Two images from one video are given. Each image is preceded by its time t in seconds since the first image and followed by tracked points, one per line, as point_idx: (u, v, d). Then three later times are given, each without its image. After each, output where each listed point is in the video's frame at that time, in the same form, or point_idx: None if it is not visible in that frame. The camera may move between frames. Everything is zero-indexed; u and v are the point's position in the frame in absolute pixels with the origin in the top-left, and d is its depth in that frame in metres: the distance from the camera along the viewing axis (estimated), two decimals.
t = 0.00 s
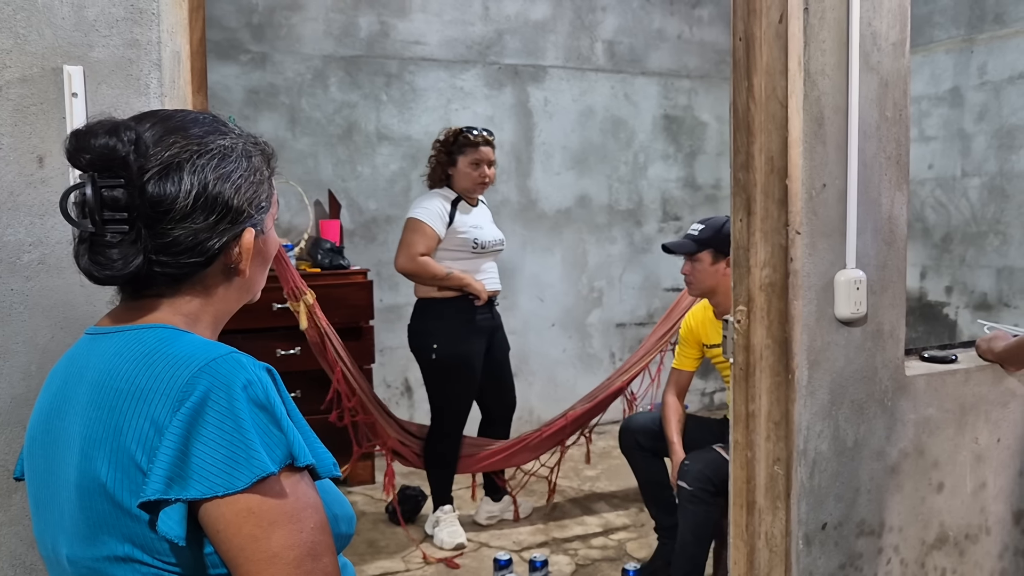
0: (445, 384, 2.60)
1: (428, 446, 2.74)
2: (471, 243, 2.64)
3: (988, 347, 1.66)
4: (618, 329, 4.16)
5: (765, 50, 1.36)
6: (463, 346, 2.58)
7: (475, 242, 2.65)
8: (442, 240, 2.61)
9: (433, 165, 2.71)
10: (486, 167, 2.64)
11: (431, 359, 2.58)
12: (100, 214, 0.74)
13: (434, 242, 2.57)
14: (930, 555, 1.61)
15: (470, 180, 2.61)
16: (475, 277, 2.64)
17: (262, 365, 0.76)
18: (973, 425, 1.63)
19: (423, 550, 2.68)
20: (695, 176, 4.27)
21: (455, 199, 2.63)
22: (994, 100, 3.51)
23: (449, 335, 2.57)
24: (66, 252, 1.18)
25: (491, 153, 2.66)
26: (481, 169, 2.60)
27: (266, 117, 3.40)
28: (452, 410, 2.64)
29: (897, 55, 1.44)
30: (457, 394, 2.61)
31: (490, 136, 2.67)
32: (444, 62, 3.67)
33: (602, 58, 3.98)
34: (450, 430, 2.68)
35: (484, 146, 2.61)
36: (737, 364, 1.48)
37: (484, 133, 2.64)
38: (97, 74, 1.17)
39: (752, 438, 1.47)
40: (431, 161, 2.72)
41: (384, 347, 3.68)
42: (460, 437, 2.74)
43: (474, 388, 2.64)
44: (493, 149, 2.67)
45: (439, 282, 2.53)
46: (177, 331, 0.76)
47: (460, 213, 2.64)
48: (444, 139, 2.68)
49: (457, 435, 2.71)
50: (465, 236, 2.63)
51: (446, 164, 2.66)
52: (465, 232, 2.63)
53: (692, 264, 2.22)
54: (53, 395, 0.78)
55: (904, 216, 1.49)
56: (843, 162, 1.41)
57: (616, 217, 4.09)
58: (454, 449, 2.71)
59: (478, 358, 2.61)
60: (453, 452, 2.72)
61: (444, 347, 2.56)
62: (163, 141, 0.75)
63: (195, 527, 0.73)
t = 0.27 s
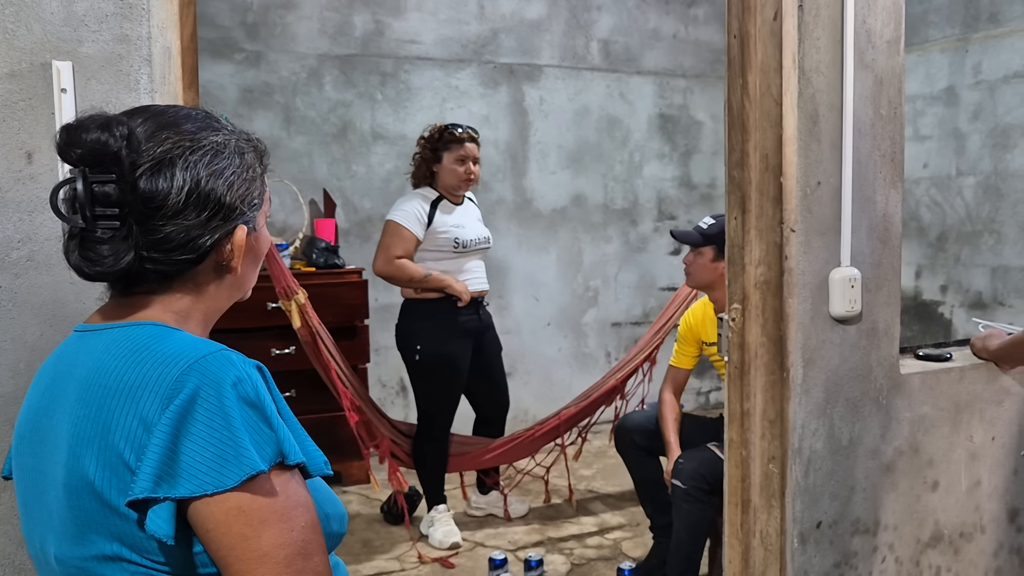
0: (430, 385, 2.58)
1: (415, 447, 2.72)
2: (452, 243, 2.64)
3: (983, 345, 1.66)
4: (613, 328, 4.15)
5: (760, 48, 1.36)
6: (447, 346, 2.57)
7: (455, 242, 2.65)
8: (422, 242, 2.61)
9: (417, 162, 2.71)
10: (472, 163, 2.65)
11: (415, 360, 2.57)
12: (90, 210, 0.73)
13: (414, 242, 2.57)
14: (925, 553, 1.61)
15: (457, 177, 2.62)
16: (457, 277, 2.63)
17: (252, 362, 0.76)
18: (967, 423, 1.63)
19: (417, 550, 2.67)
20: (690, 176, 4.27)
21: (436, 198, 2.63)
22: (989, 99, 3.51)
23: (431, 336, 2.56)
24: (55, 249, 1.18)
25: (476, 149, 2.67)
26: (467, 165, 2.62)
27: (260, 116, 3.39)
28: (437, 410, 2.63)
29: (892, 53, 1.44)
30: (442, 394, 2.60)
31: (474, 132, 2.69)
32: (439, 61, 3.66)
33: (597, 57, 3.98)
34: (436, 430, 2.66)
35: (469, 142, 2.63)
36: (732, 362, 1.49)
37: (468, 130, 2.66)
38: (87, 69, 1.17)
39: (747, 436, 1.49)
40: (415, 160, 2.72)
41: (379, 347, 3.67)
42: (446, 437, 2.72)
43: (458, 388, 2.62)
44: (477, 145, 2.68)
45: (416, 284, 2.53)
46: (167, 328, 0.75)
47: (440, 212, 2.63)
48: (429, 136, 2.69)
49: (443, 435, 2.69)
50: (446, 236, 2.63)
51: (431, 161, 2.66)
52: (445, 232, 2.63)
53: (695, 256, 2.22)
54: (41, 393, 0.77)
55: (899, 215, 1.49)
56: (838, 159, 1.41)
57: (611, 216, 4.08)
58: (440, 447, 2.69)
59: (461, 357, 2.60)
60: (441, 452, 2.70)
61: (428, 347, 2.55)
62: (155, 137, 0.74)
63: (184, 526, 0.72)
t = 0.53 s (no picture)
0: (428, 385, 2.59)
1: (411, 447, 2.72)
2: (447, 242, 2.63)
3: (978, 345, 1.67)
4: (609, 328, 4.15)
5: (754, 47, 1.35)
6: (443, 346, 2.58)
7: (451, 241, 2.64)
8: (416, 242, 2.61)
9: (410, 162, 2.71)
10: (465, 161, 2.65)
11: (411, 359, 2.57)
12: (84, 209, 0.72)
13: (408, 245, 2.58)
14: (920, 552, 1.61)
15: (451, 176, 2.62)
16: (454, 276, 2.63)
17: (246, 361, 0.75)
18: (962, 422, 1.63)
19: (412, 550, 2.67)
20: (686, 175, 4.27)
21: (428, 198, 2.62)
22: (984, 99, 3.51)
23: (428, 336, 2.56)
24: (47, 248, 1.17)
25: (469, 147, 2.66)
26: (461, 163, 2.61)
27: (256, 115, 3.38)
28: (434, 410, 2.63)
29: (887, 52, 1.44)
30: (439, 393, 2.61)
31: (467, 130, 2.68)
32: (435, 60, 3.66)
33: (593, 57, 3.98)
34: (433, 431, 2.66)
35: (462, 140, 2.62)
36: (727, 361, 1.49)
37: (461, 128, 2.65)
38: (79, 67, 1.16)
39: (742, 436, 1.48)
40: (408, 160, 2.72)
41: (375, 347, 3.67)
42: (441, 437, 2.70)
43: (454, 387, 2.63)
44: (470, 143, 2.67)
45: (411, 286, 2.53)
46: (161, 327, 0.75)
47: (434, 211, 2.63)
48: (422, 135, 2.68)
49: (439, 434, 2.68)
50: (440, 236, 2.62)
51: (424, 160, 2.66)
52: (440, 231, 2.62)
53: (700, 252, 2.23)
54: (32, 393, 0.77)
55: (894, 214, 1.49)
56: (833, 159, 1.41)
57: (607, 216, 4.08)
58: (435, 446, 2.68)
59: (457, 357, 2.61)
60: (437, 452, 2.70)
61: (426, 347, 2.56)
62: (151, 135, 0.74)
63: (176, 526, 0.71)
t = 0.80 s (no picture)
0: (428, 384, 2.58)
1: (409, 447, 2.71)
2: (449, 241, 2.63)
3: (975, 344, 1.67)
4: (606, 328, 4.15)
5: (751, 46, 1.35)
6: (442, 345, 2.57)
7: (452, 239, 2.64)
8: (419, 241, 2.59)
9: (407, 162, 2.70)
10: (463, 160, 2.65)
11: (411, 358, 2.57)
12: (79, 207, 0.72)
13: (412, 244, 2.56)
14: (917, 552, 1.61)
15: (449, 175, 2.62)
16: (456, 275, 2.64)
17: (242, 361, 0.75)
18: (959, 422, 1.63)
19: (409, 550, 2.66)
20: (683, 175, 4.27)
21: (427, 198, 2.61)
22: (980, 99, 3.51)
23: (427, 335, 2.56)
24: (42, 248, 1.17)
25: (466, 146, 2.66)
26: (459, 163, 2.61)
27: (252, 115, 3.38)
28: (432, 410, 2.62)
29: (884, 51, 1.44)
30: (438, 393, 2.60)
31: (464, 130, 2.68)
32: (432, 60, 3.65)
33: (590, 57, 3.97)
34: (432, 431, 2.65)
35: (459, 139, 2.62)
36: (725, 361, 1.49)
37: (458, 127, 2.65)
38: (72, 66, 1.15)
39: (739, 435, 1.48)
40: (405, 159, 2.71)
41: (372, 347, 3.67)
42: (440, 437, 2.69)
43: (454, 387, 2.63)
44: (468, 142, 2.67)
45: (417, 285, 2.53)
46: (156, 327, 0.74)
47: (435, 210, 2.62)
48: (419, 135, 2.68)
49: (438, 433, 2.67)
50: (442, 234, 2.62)
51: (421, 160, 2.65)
52: (442, 230, 2.62)
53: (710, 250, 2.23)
54: (26, 393, 0.76)
55: (891, 213, 1.49)
56: (830, 158, 1.41)
57: (604, 216, 4.08)
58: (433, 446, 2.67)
59: (456, 356, 2.60)
60: (436, 452, 2.69)
61: (425, 346, 2.55)
62: (146, 134, 0.73)
63: (172, 526, 0.71)
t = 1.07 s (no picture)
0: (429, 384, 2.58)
1: (409, 447, 2.71)
2: (454, 238, 2.63)
3: (975, 345, 1.67)
4: (605, 328, 4.15)
5: (752, 47, 1.36)
6: (443, 345, 2.57)
7: (457, 237, 2.64)
8: (426, 237, 2.59)
9: (407, 163, 2.70)
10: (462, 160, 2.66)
11: (411, 358, 2.57)
12: (81, 209, 0.72)
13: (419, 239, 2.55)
14: (918, 553, 1.61)
15: (449, 176, 2.63)
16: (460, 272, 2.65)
17: (244, 363, 0.75)
18: (959, 422, 1.63)
19: (409, 551, 2.66)
20: (682, 175, 4.26)
21: (433, 195, 2.62)
22: (979, 99, 3.51)
23: (427, 335, 2.56)
24: (43, 249, 1.17)
25: (466, 147, 2.67)
26: (459, 163, 2.62)
27: (252, 115, 3.37)
28: (433, 410, 2.62)
29: (884, 52, 1.44)
30: (440, 393, 2.60)
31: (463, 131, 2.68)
32: (431, 60, 3.65)
33: (589, 57, 3.97)
34: (432, 430, 2.65)
35: (459, 140, 2.63)
36: (726, 362, 1.49)
37: (458, 128, 2.65)
38: (74, 66, 1.15)
39: (740, 436, 1.48)
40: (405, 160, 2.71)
41: (372, 347, 3.66)
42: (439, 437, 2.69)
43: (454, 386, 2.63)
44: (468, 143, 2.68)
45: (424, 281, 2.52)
46: (158, 328, 0.74)
47: (440, 207, 2.62)
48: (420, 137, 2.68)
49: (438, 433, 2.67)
50: (447, 232, 2.62)
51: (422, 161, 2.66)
52: (447, 227, 2.62)
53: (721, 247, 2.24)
54: (28, 395, 0.76)
55: (892, 213, 1.49)
56: (831, 158, 1.41)
57: (603, 216, 4.08)
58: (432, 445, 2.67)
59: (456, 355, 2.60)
60: (436, 452, 2.69)
61: (426, 346, 2.55)
62: (148, 135, 0.73)
63: (175, 528, 0.71)
